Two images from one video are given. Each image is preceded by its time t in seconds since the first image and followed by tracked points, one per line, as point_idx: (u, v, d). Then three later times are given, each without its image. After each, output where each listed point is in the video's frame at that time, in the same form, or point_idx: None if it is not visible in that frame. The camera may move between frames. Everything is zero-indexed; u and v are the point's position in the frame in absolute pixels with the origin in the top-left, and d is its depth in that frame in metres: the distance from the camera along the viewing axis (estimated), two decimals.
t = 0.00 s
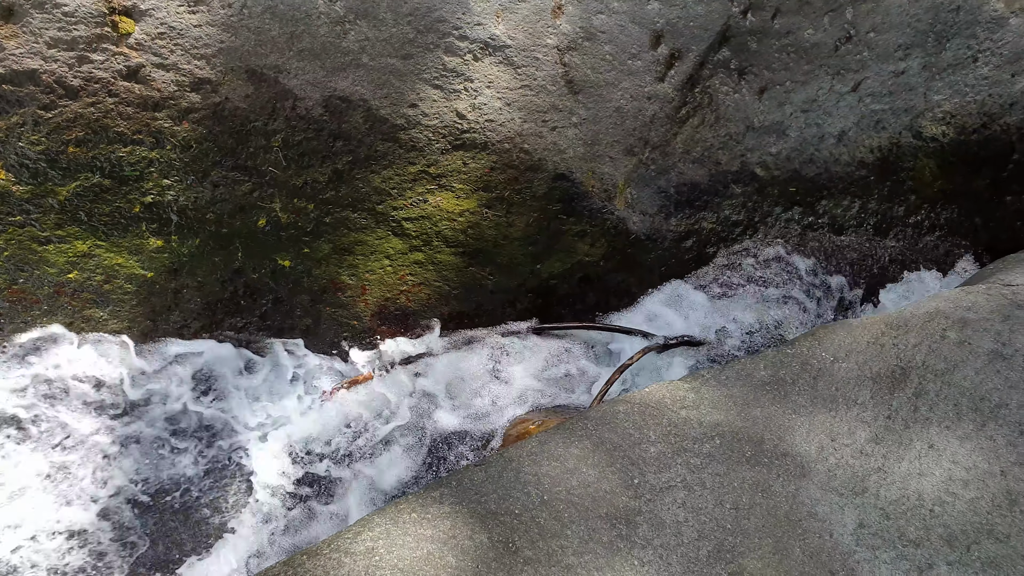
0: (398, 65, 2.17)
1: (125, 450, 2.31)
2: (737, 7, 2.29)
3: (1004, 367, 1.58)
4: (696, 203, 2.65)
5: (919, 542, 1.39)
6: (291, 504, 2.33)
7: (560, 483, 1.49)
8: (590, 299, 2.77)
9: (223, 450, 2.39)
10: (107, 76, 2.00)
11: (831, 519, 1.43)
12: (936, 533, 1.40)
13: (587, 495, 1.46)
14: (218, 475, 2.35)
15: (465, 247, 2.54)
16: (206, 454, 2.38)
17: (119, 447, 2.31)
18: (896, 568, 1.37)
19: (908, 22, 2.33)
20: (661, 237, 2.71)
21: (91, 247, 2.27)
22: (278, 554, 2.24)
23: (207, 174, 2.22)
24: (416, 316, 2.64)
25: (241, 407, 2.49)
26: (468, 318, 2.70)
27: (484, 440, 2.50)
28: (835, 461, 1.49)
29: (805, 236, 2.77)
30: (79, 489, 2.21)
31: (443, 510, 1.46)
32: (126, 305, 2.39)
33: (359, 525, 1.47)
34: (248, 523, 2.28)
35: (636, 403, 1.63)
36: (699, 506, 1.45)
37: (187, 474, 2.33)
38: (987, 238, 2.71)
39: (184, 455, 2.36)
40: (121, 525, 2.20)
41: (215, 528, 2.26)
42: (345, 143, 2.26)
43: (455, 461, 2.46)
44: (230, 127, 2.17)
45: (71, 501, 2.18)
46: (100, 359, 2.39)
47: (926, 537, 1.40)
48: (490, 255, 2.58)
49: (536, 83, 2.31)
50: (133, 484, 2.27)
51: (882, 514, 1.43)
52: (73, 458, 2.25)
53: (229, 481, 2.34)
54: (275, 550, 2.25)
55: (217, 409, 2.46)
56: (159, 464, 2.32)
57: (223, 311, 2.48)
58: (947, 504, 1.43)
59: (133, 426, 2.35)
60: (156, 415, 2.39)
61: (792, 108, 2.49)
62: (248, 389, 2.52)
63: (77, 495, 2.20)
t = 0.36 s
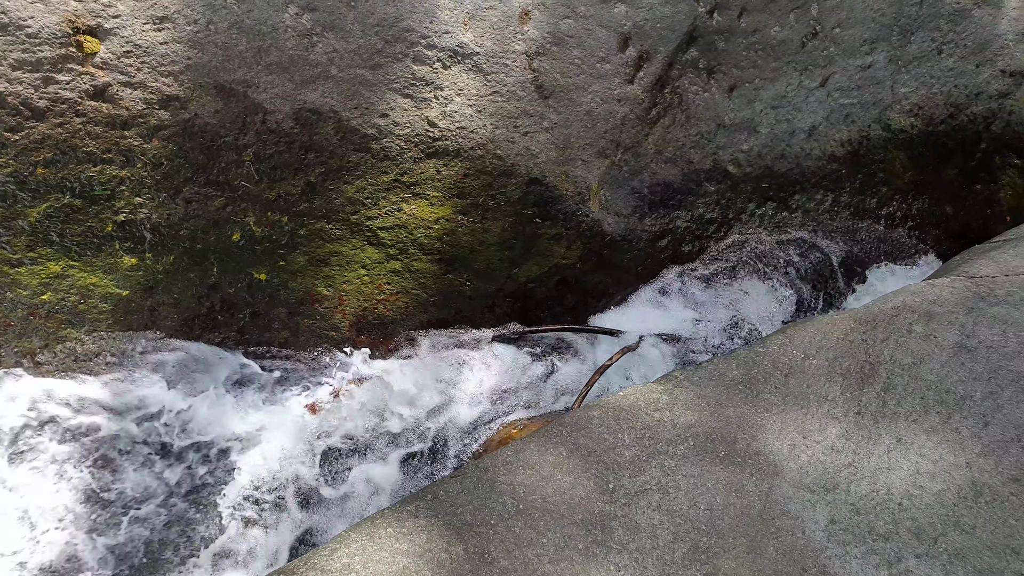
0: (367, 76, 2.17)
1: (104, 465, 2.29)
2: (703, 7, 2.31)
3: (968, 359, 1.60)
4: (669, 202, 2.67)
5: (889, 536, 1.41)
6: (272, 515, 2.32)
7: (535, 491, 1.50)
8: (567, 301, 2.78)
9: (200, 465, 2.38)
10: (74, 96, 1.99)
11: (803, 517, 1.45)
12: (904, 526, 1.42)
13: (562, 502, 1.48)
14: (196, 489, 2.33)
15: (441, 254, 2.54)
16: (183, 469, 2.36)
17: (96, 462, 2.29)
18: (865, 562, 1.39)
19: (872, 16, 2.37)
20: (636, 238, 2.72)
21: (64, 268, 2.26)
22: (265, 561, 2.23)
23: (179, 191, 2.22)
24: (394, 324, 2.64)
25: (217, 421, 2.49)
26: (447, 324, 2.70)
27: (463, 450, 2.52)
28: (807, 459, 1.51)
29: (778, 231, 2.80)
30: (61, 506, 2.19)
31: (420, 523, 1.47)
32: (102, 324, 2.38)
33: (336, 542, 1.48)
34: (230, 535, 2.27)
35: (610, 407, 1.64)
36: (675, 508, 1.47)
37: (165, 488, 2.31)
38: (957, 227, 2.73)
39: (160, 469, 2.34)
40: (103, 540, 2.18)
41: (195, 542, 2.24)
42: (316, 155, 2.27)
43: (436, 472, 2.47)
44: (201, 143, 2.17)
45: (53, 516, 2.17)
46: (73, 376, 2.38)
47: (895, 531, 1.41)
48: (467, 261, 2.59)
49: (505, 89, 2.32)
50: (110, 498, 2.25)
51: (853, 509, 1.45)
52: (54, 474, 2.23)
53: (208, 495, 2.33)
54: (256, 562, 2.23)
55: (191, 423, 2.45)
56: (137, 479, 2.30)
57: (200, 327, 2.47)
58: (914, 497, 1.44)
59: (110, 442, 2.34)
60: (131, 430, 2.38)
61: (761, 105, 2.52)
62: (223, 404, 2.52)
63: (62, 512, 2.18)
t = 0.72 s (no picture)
0: (342, 87, 2.19)
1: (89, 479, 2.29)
2: (675, 9, 2.32)
3: (941, 354, 1.62)
4: (648, 203, 2.69)
5: (867, 532, 1.42)
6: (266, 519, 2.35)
7: (518, 500, 1.51)
8: (551, 305, 2.77)
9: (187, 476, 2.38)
10: (47, 116, 2.00)
11: (783, 515, 1.46)
12: (882, 521, 1.43)
13: (546, 510, 1.49)
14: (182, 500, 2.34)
15: (423, 261, 2.53)
16: (169, 482, 2.36)
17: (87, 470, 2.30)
18: (845, 559, 1.40)
19: (843, 13, 2.39)
20: (616, 239, 2.74)
21: (43, 288, 2.25)
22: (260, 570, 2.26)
23: (157, 208, 2.22)
24: (377, 333, 2.62)
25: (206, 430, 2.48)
26: (432, 331, 2.69)
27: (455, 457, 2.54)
28: (786, 457, 1.53)
29: (759, 228, 2.81)
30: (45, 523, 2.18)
31: (404, 537, 1.47)
32: (84, 342, 2.36)
33: (320, 558, 1.48)
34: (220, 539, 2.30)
35: (591, 412, 1.66)
36: (657, 511, 1.48)
37: (151, 502, 2.31)
38: (932, 218, 2.75)
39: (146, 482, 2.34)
40: (88, 558, 2.18)
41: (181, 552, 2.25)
42: (294, 167, 2.27)
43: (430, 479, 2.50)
44: (177, 159, 2.17)
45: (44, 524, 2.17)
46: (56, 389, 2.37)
47: (873, 526, 1.42)
48: (449, 268, 2.58)
49: (481, 96, 2.33)
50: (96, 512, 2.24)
51: (832, 506, 1.46)
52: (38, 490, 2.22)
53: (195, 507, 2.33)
54: (245, 565, 2.27)
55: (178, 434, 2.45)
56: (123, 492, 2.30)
57: (183, 342, 2.45)
58: (891, 493, 1.46)
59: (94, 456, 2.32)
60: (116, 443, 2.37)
61: (737, 104, 2.54)
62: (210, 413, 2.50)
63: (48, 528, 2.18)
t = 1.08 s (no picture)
0: (320, 97, 2.19)
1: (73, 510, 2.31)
2: (650, 12, 2.34)
3: (916, 352, 1.64)
4: (630, 206, 2.70)
5: (846, 531, 1.44)
6: (277, 523, 2.39)
7: (502, 509, 1.53)
8: (536, 309, 2.77)
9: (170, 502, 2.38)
10: (24, 134, 2.01)
11: (764, 517, 1.48)
12: (861, 521, 1.44)
13: (529, 519, 1.51)
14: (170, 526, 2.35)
15: (406, 269, 2.54)
16: (164, 500, 2.38)
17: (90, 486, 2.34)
18: (825, 559, 1.42)
19: (816, 12, 2.42)
20: (598, 243, 2.75)
21: (24, 307, 2.23)
22: None
23: (137, 223, 2.21)
24: (362, 343, 2.62)
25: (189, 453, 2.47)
26: (417, 339, 2.68)
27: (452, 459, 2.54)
28: (767, 459, 1.55)
29: (741, 227, 2.83)
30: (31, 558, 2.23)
31: (388, 551, 1.49)
32: (66, 360, 2.34)
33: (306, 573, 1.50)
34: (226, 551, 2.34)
35: (574, 418, 1.67)
36: (639, 516, 1.50)
37: (148, 519, 2.34)
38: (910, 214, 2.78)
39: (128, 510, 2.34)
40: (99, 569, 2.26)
41: None
42: (274, 179, 2.27)
43: (430, 481, 2.51)
44: (156, 174, 2.17)
45: (55, 541, 2.26)
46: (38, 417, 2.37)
47: (852, 525, 1.44)
48: (432, 275, 2.58)
49: (460, 104, 2.34)
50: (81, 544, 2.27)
51: (812, 507, 1.48)
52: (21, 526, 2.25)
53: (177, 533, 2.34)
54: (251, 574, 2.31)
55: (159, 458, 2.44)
56: (111, 521, 2.32)
57: (167, 357, 2.43)
58: (869, 492, 1.48)
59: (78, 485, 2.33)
60: (96, 469, 2.37)
61: (715, 105, 2.55)
62: (202, 428, 2.50)
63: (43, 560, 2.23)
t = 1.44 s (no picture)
0: (301, 110, 2.20)
1: (56, 530, 2.31)
2: (628, 18, 2.35)
3: (895, 352, 1.66)
4: (613, 210, 2.72)
5: (828, 533, 1.45)
6: (271, 533, 2.41)
7: (487, 520, 1.53)
8: (522, 315, 2.78)
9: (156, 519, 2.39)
10: (5, 153, 2.01)
11: (748, 521, 1.50)
12: (842, 522, 1.46)
13: (515, 529, 1.52)
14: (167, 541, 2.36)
15: (392, 279, 2.54)
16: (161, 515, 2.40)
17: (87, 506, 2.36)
18: (808, 561, 1.43)
19: (793, 15, 2.44)
20: (583, 248, 2.76)
21: (7, 326, 2.23)
22: None
23: (120, 239, 2.21)
24: (348, 354, 2.61)
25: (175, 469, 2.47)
26: (404, 349, 2.68)
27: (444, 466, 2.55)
28: (750, 462, 1.56)
29: (723, 229, 2.85)
30: None
31: (375, 564, 1.49)
32: (51, 378, 2.34)
33: None
34: (219, 557, 2.35)
35: (558, 426, 1.68)
36: (625, 523, 1.51)
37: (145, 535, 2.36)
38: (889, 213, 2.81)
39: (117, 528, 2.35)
40: None
41: None
42: (257, 192, 2.28)
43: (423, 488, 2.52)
44: (138, 191, 2.17)
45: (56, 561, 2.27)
46: (17, 437, 2.35)
47: (834, 527, 1.46)
48: (418, 284, 2.59)
49: (441, 113, 2.35)
50: (73, 564, 2.28)
51: (795, 510, 1.49)
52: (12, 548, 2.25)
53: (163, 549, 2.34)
54: None
55: (150, 473, 2.45)
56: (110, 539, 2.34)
57: (152, 374, 2.43)
58: (850, 493, 1.49)
59: (70, 504, 2.35)
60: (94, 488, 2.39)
61: (695, 108, 2.57)
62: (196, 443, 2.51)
63: None
